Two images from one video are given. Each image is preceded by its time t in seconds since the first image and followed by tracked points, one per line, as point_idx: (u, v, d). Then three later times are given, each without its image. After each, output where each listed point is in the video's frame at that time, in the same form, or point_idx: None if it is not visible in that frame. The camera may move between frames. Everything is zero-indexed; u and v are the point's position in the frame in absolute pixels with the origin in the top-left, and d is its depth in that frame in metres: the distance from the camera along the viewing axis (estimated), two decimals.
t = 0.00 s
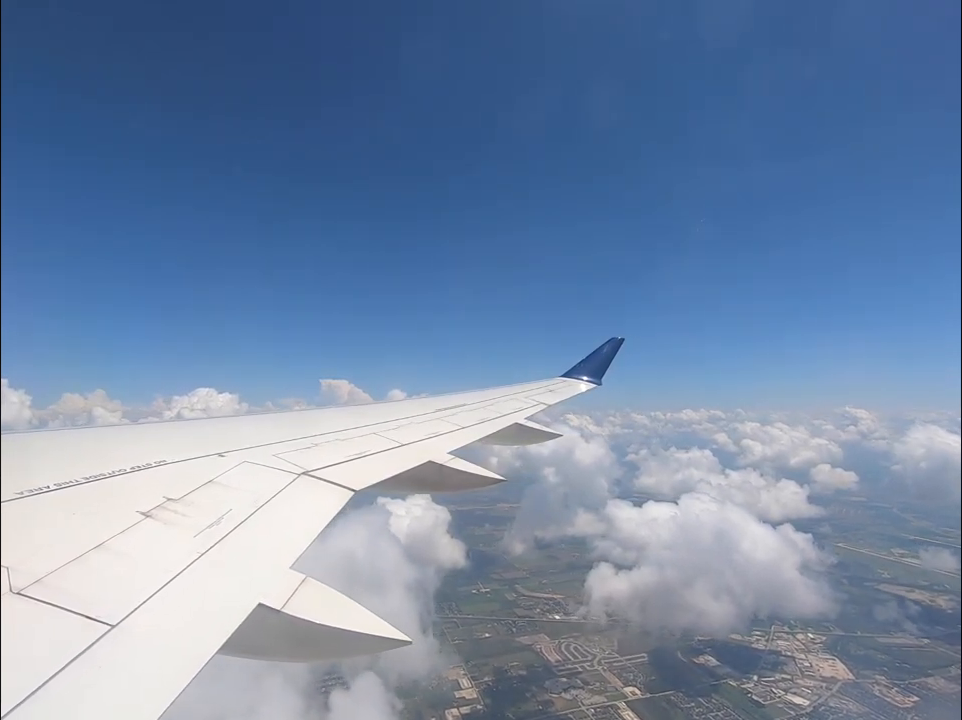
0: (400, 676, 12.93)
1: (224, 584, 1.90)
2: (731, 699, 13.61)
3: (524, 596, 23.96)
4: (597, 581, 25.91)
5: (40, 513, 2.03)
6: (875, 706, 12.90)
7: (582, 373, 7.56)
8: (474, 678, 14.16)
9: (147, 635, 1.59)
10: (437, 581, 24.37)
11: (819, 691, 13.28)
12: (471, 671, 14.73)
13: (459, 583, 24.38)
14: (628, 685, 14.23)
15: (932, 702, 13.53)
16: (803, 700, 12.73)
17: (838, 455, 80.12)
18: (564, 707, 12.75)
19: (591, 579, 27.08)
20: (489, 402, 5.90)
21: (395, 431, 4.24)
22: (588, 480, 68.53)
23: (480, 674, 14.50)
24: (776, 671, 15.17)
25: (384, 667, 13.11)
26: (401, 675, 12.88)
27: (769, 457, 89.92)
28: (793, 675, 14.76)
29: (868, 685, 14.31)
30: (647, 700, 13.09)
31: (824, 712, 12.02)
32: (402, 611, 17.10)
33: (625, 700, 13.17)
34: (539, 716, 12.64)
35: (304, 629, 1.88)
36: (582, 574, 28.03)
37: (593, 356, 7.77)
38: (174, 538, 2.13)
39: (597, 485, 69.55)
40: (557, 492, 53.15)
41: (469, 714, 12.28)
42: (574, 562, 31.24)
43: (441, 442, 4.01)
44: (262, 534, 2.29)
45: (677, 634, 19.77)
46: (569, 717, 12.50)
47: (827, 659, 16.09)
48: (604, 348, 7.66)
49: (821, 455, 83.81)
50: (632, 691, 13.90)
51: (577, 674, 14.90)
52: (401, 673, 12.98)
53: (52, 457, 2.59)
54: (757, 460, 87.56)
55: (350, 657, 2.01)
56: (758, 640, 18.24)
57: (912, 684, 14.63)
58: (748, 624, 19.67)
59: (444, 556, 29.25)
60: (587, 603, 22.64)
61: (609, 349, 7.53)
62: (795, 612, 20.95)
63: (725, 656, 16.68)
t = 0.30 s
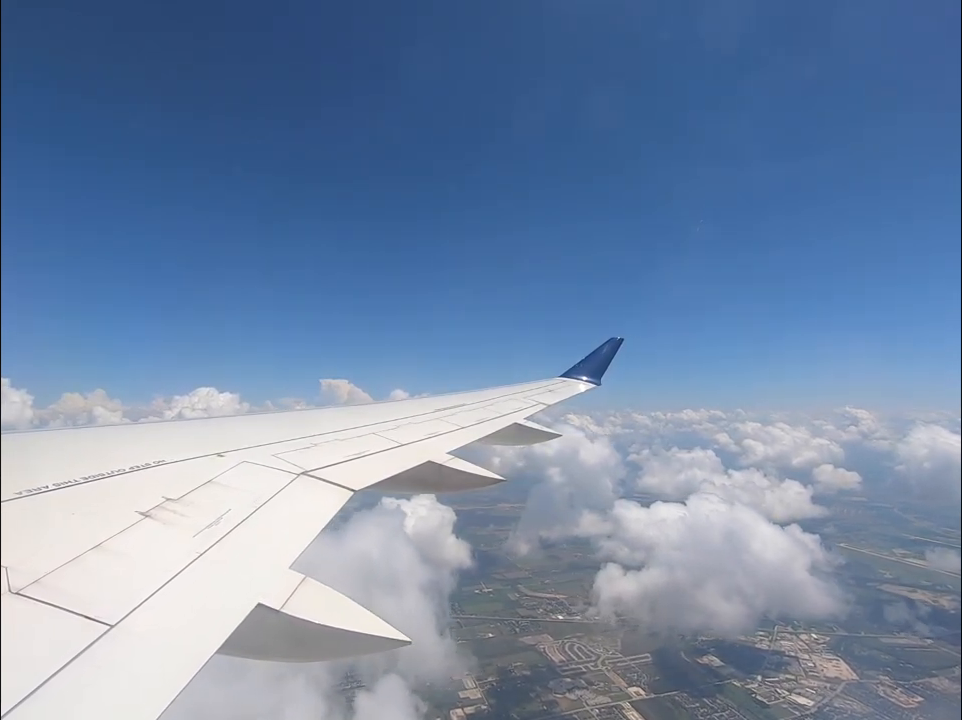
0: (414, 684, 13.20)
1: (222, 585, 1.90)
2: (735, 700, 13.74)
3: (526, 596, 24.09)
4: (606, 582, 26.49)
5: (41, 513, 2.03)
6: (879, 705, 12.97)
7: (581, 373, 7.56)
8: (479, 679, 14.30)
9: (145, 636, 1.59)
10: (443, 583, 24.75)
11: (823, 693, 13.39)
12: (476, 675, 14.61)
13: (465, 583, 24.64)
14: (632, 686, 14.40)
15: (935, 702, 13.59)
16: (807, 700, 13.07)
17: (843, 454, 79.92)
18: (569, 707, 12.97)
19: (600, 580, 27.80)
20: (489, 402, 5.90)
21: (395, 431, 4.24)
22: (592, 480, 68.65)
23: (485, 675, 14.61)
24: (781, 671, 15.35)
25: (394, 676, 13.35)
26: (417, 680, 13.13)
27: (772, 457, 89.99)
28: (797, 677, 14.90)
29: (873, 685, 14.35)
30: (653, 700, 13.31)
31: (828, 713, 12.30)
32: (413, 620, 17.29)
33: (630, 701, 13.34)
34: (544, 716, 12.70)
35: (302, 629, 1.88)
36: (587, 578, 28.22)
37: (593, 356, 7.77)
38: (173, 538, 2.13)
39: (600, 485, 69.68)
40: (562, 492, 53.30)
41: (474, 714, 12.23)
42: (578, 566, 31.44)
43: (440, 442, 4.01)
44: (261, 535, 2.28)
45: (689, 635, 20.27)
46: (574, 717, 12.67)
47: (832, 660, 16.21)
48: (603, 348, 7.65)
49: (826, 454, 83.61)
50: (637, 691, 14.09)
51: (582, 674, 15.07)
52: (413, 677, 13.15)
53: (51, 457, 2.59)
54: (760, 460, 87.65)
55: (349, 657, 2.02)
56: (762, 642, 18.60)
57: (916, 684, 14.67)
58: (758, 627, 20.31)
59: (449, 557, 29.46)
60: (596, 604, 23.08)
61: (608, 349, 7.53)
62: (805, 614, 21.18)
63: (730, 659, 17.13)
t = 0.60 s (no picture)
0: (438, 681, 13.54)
1: (222, 585, 1.90)
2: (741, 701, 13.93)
3: (530, 595, 24.15)
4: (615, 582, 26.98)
5: (41, 513, 2.04)
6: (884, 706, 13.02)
7: (581, 373, 7.55)
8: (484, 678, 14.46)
9: (144, 636, 1.59)
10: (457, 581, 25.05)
11: (829, 692, 13.62)
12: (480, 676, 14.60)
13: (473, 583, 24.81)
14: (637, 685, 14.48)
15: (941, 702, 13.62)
16: (813, 701, 13.36)
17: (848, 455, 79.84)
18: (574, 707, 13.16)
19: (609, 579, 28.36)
20: (489, 402, 5.89)
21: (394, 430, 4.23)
22: (597, 480, 68.67)
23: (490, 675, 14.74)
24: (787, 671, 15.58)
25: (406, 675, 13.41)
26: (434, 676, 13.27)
27: (777, 457, 89.97)
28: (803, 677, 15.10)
29: (878, 685, 14.33)
30: (657, 700, 13.45)
31: (833, 713, 12.52)
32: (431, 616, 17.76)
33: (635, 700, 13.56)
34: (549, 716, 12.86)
35: (302, 628, 1.88)
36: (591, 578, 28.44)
37: (593, 356, 7.76)
38: (173, 538, 2.13)
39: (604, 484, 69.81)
40: (567, 492, 53.31)
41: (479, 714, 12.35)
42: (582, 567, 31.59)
43: (440, 442, 4.01)
44: (260, 534, 2.28)
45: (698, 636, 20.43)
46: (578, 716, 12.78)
47: (836, 660, 16.28)
48: (603, 348, 7.64)
49: (830, 455, 83.50)
50: (642, 691, 14.24)
51: (587, 674, 15.30)
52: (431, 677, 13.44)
53: (50, 456, 2.58)
54: (764, 460, 87.65)
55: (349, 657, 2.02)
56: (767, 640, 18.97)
57: (921, 685, 14.67)
58: (767, 627, 20.60)
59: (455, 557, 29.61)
60: (606, 604, 23.37)
61: (608, 349, 7.53)
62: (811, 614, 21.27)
63: (735, 659, 17.44)
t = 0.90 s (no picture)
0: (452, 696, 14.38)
1: (223, 583, 1.90)
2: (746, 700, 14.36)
3: (534, 595, 24.34)
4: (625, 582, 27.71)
5: (41, 512, 2.04)
6: (887, 706, 13.19)
7: (581, 373, 7.54)
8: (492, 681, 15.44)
9: (145, 637, 1.59)
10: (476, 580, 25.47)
11: (832, 691, 13.96)
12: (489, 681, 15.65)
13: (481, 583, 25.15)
14: (642, 686, 15.38)
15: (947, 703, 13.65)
16: (818, 700, 13.55)
17: (853, 454, 79.71)
18: (580, 707, 13.80)
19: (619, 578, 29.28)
20: (488, 401, 5.89)
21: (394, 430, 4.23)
22: (601, 480, 68.91)
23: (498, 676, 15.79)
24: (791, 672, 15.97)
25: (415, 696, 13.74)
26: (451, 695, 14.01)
27: (782, 456, 89.94)
28: (809, 675, 15.42)
29: (883, 685, 14.38)
30: (663, 700, 14.13)
31: (839, 713, 12.91)
32: (448, 619, 18.18)
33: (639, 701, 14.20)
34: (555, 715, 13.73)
35: (302, 627, 1.88)
36: (597, 578, 28.68)
37: (593, 355, 7.75)
38: (172, 538, 2.13)
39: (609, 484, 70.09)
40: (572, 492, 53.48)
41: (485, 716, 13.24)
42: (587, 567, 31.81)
43: (439, 442, 4.01)
44: (259, 534, 2.27)
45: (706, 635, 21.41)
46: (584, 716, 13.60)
47: (842, 661, 16.35)
48: (603, 348, 7.64)
49: (836, 455, 83.25)
50: (646, 690, 15.07)
51: (592, 674, 15.93)
52: (446, 690, 14.16)
53: (50, 456, 2.59)
54: (769, 460, 87.66)
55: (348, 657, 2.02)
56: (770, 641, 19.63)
57: (926, 685, 14.66)
58: (775, 626, 21.27)
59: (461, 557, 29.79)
60: (614, 605, 23.78)
61: (608, 349, 7.52)
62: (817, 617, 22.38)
63: (738, 659, 18.01)
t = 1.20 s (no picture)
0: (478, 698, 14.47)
1: (225, 583, 1.90)
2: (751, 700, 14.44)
3: (538, 595, 24.45)
4: (634, 583, 28.01)
5: (40, 512, 2.04)
6: (892, 706, 13.25)
7: (582, 373, 7.53)
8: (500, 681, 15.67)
9: (145, 637, 1.58)
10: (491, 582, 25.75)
11: (837, 692, 14.04)
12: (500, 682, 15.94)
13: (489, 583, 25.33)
14: (647, 686, 15.49)
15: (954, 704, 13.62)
16: (824, 701, 13.61)
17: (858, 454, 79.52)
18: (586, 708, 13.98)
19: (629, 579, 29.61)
20: (488, 401, 5.87)
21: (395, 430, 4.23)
22: (606, 480, 69.00)
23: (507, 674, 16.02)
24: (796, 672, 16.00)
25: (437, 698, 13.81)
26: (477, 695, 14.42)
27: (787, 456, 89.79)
28: (814, 675, 15.47)
29: (889, 685, 14.38)
30: (668, 700, 14.33)
31: (844, 713, 13.08)
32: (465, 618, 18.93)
33: (646, 701, 14.34)
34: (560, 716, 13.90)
35: (302, 627, 1.88)
36: (601, 579, 28.74)
37: (593, 355, 7.74)
38: (172, 538, 2.13)
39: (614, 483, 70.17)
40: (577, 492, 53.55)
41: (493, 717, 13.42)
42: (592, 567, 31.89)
43: (439, 442, 4.00)
44: (258, 535, 2.27)
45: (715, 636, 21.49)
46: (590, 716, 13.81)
47: (847, 661, 16.39)
48: (603, 348, 7.62)
49: (841, 455, 83.14)
50: (652, 690, 15.16)
51: (597, 674, 16.07)
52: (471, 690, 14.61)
53: (51, 456, 2.59)
54: (774, 459, 87.56)
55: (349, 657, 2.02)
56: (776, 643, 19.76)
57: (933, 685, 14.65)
58: (780, 628, 21.43)
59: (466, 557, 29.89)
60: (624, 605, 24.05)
61: (608, 349, 7.51)
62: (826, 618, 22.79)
63: (743, 659, 18.07)
